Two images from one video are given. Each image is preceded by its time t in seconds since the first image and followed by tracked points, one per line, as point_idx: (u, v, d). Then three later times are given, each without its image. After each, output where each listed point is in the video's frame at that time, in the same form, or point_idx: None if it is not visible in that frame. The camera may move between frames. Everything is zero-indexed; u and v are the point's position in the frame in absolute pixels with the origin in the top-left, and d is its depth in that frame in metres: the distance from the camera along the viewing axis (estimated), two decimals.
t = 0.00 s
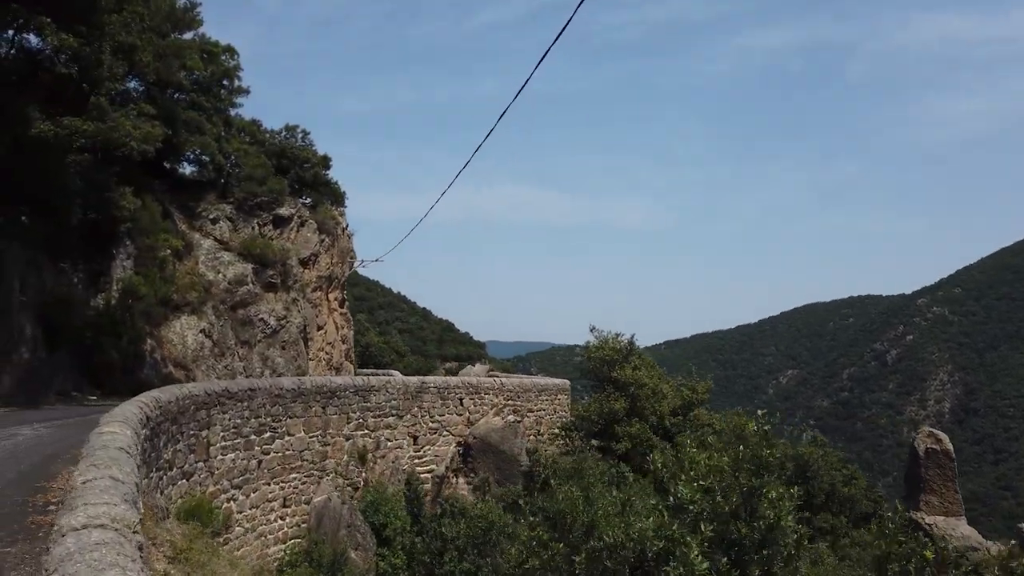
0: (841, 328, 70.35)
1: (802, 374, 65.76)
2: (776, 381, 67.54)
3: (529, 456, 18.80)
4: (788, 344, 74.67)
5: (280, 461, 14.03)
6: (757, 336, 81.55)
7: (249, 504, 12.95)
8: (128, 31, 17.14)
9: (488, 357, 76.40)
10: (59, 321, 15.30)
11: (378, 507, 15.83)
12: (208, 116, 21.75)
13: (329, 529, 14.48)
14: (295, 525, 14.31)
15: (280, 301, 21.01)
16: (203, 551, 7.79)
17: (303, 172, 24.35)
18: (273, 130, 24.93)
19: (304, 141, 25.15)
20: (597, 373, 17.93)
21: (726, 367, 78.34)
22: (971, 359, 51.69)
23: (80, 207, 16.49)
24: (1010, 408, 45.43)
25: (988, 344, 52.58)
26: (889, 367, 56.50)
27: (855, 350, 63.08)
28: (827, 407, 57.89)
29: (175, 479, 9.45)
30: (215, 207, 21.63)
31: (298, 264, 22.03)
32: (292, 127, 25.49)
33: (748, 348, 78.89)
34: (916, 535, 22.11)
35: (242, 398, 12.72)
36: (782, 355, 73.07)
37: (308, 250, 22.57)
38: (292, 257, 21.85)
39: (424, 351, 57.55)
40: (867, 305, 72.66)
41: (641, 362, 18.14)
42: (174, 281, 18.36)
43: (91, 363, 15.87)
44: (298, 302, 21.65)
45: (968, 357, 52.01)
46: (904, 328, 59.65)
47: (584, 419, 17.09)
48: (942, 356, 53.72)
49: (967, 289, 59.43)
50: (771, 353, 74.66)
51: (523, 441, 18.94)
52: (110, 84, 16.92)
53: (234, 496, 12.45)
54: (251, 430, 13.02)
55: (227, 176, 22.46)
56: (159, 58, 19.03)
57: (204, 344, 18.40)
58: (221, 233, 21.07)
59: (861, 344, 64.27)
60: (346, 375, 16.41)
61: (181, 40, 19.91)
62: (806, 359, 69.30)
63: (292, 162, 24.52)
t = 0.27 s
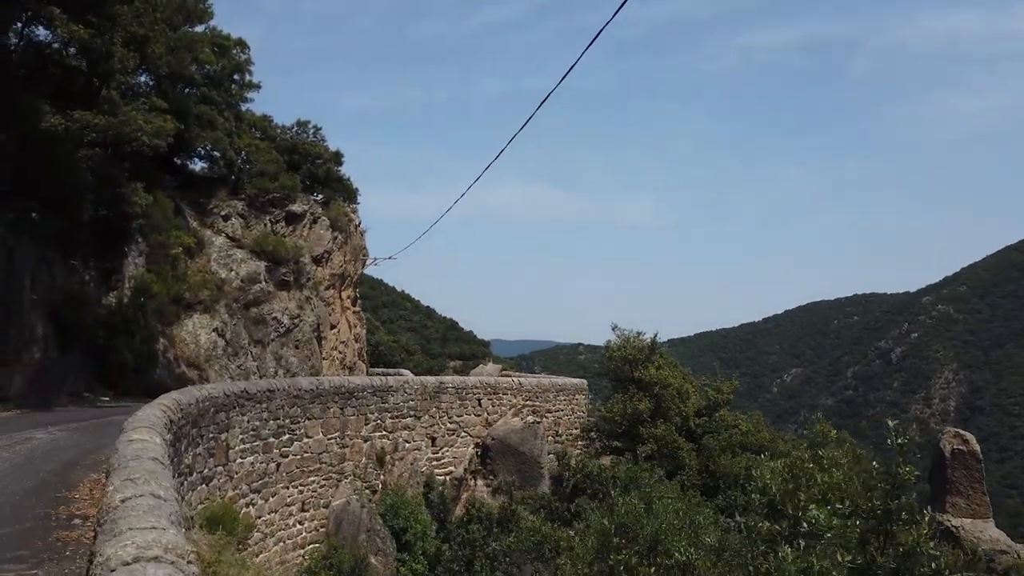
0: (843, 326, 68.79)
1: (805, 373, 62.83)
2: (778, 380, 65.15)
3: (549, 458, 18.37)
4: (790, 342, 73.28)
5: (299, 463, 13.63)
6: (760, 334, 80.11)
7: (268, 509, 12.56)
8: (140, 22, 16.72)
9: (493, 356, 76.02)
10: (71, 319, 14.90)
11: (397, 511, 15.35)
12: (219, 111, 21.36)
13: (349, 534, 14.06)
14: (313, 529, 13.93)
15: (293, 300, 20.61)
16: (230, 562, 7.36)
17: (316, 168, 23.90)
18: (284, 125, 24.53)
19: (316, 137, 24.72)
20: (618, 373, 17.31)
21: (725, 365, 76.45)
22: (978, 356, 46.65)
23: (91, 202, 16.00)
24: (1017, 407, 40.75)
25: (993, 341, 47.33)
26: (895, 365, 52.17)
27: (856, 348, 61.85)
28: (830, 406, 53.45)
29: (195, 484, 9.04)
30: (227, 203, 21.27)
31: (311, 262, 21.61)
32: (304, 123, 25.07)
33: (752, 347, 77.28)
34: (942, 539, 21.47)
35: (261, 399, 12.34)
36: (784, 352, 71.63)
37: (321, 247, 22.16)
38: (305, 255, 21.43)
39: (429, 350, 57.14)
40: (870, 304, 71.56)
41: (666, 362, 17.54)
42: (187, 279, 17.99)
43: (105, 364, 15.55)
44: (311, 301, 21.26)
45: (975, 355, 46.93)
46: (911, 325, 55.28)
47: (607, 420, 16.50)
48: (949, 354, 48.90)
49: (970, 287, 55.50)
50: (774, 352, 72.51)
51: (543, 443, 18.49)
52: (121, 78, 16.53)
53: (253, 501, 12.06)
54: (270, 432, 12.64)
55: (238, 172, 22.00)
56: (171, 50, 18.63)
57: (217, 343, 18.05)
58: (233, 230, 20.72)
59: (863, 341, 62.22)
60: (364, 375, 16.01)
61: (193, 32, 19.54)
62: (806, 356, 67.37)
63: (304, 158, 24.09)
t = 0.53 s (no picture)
0: (844, 326, 67.87)
1: (806, 370, 62.33)
2: (778, 378, 64.72)
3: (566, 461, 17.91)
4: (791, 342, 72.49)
5: (313, 468, 13.17)
6: (760, 332, 79.30)
7: (283, 515, 12.10)
8: (147, 12, 16.18)
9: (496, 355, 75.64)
10: (78, 318, 14.41)
11: (413, 516, 14.93)
12: (226, 106, 20.90)
13: (364, 540, 13.64)
14: (328, 535, 13.46)
15: (303, 299, 20.16)
16: None
17: (324, 164, 23.42)
18: (292, 121, 24.05)
19: (324, 133, 24.22)
20: (635, 374, 16.81)
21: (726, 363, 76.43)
22: (977, 354, 45.65)
23: (97, 197, 15.69)
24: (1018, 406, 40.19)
25: (994, 339, 46.41)
26: (895, 364, 51.77)
27: (856, 347, 61.13)
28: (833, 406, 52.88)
29: (212, 493, 8.58)
30: (234, 200, 20.84)
31: (320, 259, 21.14)
32: (311, 118, 24.57)
33: (753, 345, 76.98)
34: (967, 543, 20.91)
35: (275, 401, 11.88)
36: (785, 352, 70.90)
37: (330, 245, 21.67)
38: (315, 252, 20.95)
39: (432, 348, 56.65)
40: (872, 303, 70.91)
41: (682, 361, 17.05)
42: (194, 278, 17.57)
43: (112, 365, 15.04)
44: (321, 300, 20.81)
45: (976, 352, 45.96)
46: (910, 323, 54.89)
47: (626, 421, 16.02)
48: (949, 352, 48.10)
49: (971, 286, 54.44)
50: (774, 350, 72.56)
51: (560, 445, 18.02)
52: (127, 69, 15.94)
53: (268, 508, 11.60)
54: (284, 435, 12.17)
55: (245, 168, 21.61)
56: (178, 43, 18.17)
57: (225, 344, 17.66)
58: (241, 228, 20.30)
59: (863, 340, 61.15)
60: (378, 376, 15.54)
61: (200, 25, 19.07)
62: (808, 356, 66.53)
63: (312, 154, 23.59)
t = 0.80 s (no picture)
0: (844, 326, 67.24)
1: (806, 369, 61.82)
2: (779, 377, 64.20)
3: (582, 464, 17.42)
4: (792, 341, 71.88)
5: (325, 473, 12.71)
6: (760, 331, 78.68)
7: (295, 523, 11.63)
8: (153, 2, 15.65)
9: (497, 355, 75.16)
10: (80, 318, 13.87)
11: (428, 523, 14.45)
12: (231, 100, 20.41)
13: (377, 548, 13.16)
14: (340, 543, 12.99)
15: (310, 299, 19.68)
16: None
17: (330, 161, 22.91)
18: (297, 116, 23.57)
19: (330, 129, 23.73)
20: (650, 376, 16.39)
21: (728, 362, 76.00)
22: (977, 353, 44.94)
23: (100, 192, 15.30)
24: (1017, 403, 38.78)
25: (994, 338, 45.22)
26: (896, 363, 51.21)
27: (857, 346, 60.55)
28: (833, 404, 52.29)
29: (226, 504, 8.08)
30: (239, 197, 20.37)
31: (327, 258, 20.65)
32: (317, 114, 24.08)
33: (753, 344, 76.64)
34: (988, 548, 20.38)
35: (286, 405, 11.41)
36: (786, 351, 70.25)
37: (338, 243, 21.18)
38: (322, 251, 20.47)
39: (433, 348, 56.14)
40: (872, 301, 70.34)
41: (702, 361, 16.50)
42: (199, 276, 17.10)
43: (115, 366, 14.52)
44: (329, 299, 20.33)
45: (975, 351, 45.27)
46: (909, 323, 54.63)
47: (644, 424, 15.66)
48: (949, 352, 47.32)
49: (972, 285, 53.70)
50: (775, 349, 72.06)
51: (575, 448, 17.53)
52: (131, 62, 15.44)
53: (279, 516, 11.13)
54: (296, 440, 11.70)
55: (250, 165, 21.20)
56: (183, 35, 17.67)
57: (231, 344, 17.20)
58: (246, 226, 19.86)
59: (863, 339, 60.44)
60: (390, 378, 15.06)
61: (205, 17, 18.59)
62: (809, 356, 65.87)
63: (318, 150, 23.12)
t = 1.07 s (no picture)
0: (842, 325, 66.90)
1: (806, 369, 61.31)
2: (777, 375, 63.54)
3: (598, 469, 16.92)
4: (791, 340, 71.38)
5: (336, 479, 12.22)
6: (758, 330, 78.15)
7: (305, 531, 11.15)
8: None
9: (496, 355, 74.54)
10: (80, 318, 13.36)
11: (441, 530, 13.97)
12: (235, 94, 19.90)
13: (389, 556, 12.65)
14: (350, 552, 12.50)
15: (316, 298, 19.21)
16: None
17: (335, 157, 22.42)
18: (301, 112, 23.09)
19: (335, 124, 23.25)
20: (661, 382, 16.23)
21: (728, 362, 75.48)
22: (976, 352, 44.63)
23: (101, 188, 14.81)
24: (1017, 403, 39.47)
25: (994, 337, 45.07)
26: (895, 363, 49.84)
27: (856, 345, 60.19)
28: (832, 403, 50.46)
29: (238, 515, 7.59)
30: (243, 194, 19.90)
31: (333, 256, 20.17)
32: (321, 109, 23.60)
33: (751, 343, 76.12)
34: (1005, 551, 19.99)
35: (296, 408, 10.92)
36: (784, 349, 69.64)
37: (344, 241, 20.70)
38: (327, 249, 19.99)
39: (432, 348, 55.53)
40: (871, 301, 70.04)
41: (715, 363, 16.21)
42: (203, 275, 16.62)
43: (117, 368, 14.01)
44: (335, 299, 19.87)
45: (974, 350, 44.88)
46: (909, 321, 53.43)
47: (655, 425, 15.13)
48: (948, 351, 46.25)
49: (971, 284, 53.31)
50: (773, 347, 71.49)
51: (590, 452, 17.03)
52: (132, 54, 14.93)
53: (290, 525, 10.64)
54: (306, 445, 11.21)
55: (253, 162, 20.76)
56: (186, 26, 17.17)
57: (235, 345, 16.73)
58: (250, 223, 19.40)
59: (861, 338, 60.03)
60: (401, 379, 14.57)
61: (208, 8, 18.09)
62: (807, 355, 65.39)
63: (322, 147, 22.65)
